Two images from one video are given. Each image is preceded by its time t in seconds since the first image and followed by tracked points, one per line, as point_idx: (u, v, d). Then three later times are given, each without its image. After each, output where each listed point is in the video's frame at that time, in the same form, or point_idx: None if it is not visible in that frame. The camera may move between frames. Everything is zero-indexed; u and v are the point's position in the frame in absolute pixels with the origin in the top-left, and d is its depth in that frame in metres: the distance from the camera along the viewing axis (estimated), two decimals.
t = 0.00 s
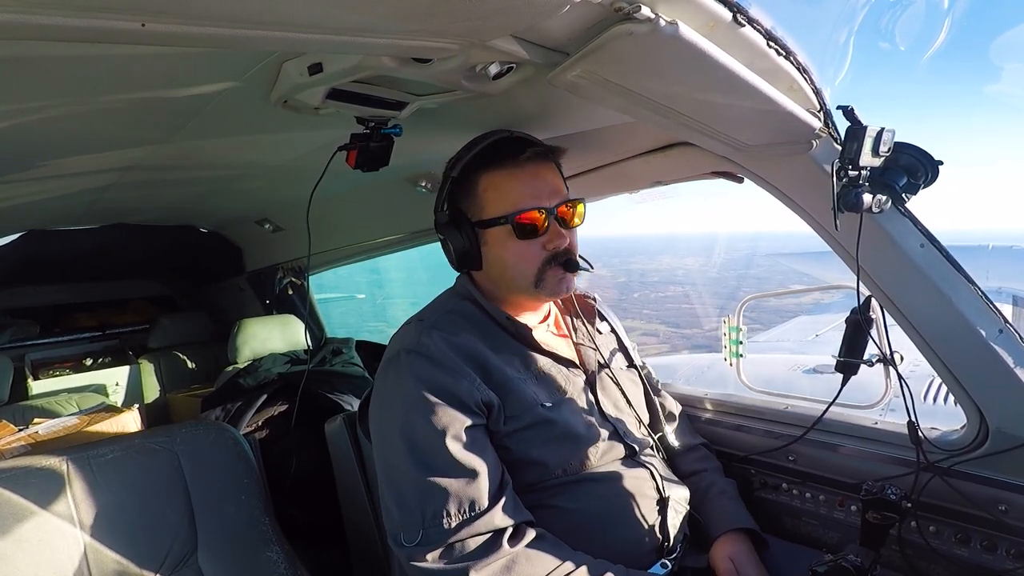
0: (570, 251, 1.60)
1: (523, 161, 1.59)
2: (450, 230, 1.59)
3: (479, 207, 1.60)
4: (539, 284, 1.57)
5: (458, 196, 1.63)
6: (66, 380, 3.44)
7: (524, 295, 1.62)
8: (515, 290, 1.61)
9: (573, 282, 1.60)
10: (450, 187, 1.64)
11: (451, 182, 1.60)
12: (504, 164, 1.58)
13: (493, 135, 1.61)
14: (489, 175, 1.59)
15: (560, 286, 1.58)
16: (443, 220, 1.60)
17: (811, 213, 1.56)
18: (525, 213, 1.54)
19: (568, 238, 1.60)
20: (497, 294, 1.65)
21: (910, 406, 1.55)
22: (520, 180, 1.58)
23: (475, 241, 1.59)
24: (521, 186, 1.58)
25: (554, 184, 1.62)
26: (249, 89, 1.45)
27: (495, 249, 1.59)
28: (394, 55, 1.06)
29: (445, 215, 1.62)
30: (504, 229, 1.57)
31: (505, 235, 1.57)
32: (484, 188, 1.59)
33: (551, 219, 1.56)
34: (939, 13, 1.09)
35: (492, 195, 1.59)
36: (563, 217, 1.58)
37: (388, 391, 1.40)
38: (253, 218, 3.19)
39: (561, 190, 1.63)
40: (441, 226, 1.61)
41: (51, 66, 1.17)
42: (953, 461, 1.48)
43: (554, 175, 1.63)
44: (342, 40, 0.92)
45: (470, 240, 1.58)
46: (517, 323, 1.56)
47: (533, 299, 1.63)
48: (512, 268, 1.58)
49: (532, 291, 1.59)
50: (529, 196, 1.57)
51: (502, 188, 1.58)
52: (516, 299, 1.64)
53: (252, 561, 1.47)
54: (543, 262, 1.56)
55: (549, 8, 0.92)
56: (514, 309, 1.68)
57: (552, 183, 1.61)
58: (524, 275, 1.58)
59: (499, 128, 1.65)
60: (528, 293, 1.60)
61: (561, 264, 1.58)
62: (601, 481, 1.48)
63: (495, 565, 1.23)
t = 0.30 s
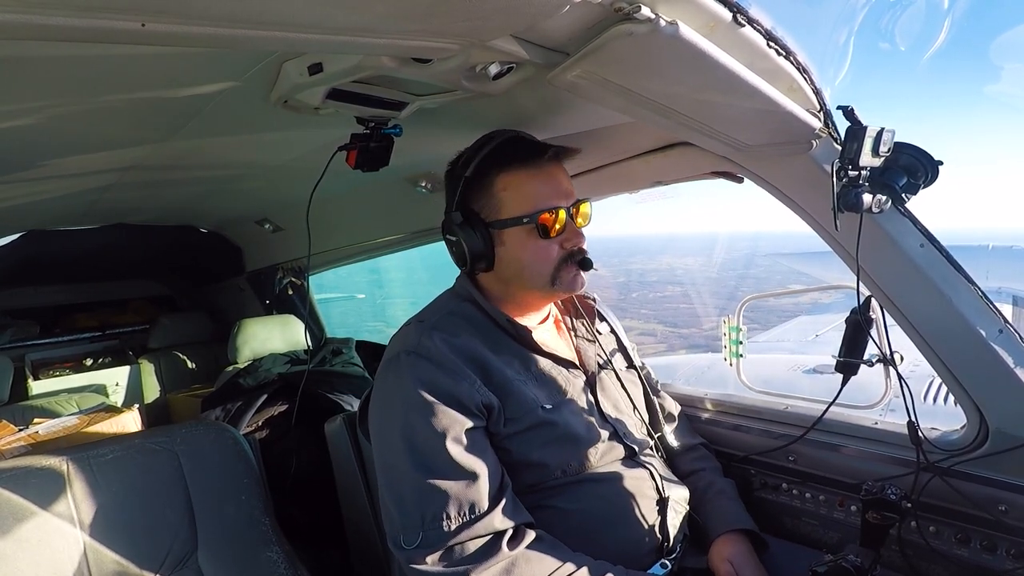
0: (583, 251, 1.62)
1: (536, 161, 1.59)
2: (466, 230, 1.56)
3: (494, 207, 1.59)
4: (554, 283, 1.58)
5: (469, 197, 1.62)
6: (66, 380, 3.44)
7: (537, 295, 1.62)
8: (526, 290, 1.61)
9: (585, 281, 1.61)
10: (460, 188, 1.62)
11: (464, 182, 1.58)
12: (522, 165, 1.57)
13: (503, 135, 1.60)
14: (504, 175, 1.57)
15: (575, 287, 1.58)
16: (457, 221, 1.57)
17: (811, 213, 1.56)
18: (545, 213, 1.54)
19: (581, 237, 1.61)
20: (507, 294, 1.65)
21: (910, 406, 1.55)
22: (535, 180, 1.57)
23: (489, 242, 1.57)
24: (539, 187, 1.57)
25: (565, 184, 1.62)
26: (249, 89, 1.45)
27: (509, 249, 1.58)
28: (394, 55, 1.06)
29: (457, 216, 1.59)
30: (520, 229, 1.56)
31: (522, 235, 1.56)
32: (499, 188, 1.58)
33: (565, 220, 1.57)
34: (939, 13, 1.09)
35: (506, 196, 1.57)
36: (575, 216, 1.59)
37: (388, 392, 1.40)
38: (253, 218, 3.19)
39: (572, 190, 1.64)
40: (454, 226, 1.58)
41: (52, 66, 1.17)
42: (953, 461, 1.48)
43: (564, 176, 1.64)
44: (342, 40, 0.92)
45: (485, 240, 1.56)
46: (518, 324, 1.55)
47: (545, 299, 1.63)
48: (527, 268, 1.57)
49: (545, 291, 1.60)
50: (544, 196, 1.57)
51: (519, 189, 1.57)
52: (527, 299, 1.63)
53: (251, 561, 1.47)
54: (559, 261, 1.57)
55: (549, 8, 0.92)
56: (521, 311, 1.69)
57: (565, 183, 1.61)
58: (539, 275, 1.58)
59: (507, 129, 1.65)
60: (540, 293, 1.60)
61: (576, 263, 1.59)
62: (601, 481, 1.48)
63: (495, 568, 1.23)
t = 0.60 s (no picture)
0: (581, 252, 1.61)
1: (536, 162, 1.58)
2: (465, 229, 1.56)
3: (493, 206, 1.59)
4: (552, 283, 1.58)
5: (469, 196, 1.62)
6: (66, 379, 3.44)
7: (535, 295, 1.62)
8: (524, 289, 1.61)
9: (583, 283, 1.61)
10: (460, 188, 1.62)
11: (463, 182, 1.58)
12: (522, 165, 1.57)
13: (504, 135, 1.60)
14: (503, 175, 1.57)
15: (573, 288, 1.58)
16: (456, 220, 1.58)
17: (811, 213, 1.56)
18: (545, 213, 1.54)
19: (580, 238, 1.61)
20: (506, 294, 1.65)
21: (910, 406, 1.55)
22: (535, 180, 1.57)
23: (488, 241, 1.57)
24: (538, 187, 1.57)
25: (566, 185, 1.62)
26: (249, 89, 1.45)
27: (508, 249, 1.58)
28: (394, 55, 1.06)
29: (456, 215, 1.59)
30: (519, 229, 1.56)
31: (520, 235, 1.56)
32: (498, 188, 1.58)
33: (564, 221, 1.57)
34: (939, 13, 1.10)
35: (506, 196, 1.57)
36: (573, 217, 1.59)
37: (388, 391, 1.40)
38: (253, 218, 3.19)
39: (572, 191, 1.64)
40: (453, 225, 1.58)
41: (52, 66, 1.17)
42: (953, 461, 1.48)
43: (565, 176, 1.63)
44: (342, 40, 0.92)
45: (484, 240, 1.56)
46: (518, 323, 1.55)
47: (543, 299, 1.63)
48: (526, 268, 1.57)
49: (544, 291, 1.60)
50: (544, 196, 1.57)
51: (519, 189, 1.57)
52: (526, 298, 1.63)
53: (251, 560, 1.47)
54: (557, 261, 1.57)
55: (549, 8, 0.92)
56: (520, 311, 1.69)
57: (565, 184, 1.61)
58: (537, 275, 1.58)
59: (508, 129, 1.65)
60: (538, 293, 1.61)
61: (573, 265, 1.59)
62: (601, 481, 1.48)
63: (496, 566, 1.23)
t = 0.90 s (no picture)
0: (580, 253, 1.61)
1: (535, 162, 1.58)
2: (463, 229, 1.56)
3: (492, 207, 1.59)
4: (550, 284, 1.58)
5: (468, 196, 1.62)
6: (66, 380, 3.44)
7: (534, 295, 1.62)
8: (523, 289, 1.61)
9: (581, 285, 1.61)
10: (459, 188, 1.62)
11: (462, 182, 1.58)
12: (520, 165, 1.57)
13: (504, 136, 1.60)
14: (502, 175, 1.57)
15: (571, 288, 1.58)
16: (454, 220, 1.58)
17: (811, 213, 1.56)
18: (544, 214, 1.54)
19: (579, 239, 1.61)
20: (505, 294, 1.65)
21: (910, 406, 1.55)
22: (534, 180, 1.57)
23: (486, 241, 1.57)
24: (537, 188, 1.57)
25: (565, 186, 1.62)
26: (249, 89, 1.45)
27: (507, 249, 1.58)
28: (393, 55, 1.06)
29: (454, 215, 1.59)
30: (517, 229, 1.56)
31: (519, 235, 1.56)
32: (497, 188, 1.58)
33: (563, 221, 1.57)
34: (939, 12, 1.10)
35: (505, 196, 1.57)
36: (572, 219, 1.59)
37: (388, 390, 1.40)
38: (253, 218, 3.19)
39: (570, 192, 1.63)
40: (451, 225, 1.59)
41: (53, 66, 1.18)
42: (953, 461, 1.48)
43: (564, 177, 1.63)
44: (342, 40, 0.92)
45: (482, 240, 1.57)
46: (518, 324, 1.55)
47: (541, 300, 1.63)
48: (524, 269, 1.57)
49: (542, 291, 1.60)
50: (542, 197, 1.57)
51: (517, 189, 1.57)
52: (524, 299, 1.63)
53: (251, 561, 1.47)
54: (556, 262, 1.57)
55: (549, 8, 0.92)
56: (519, 311, 1.68)
57: (564, 185, 1.61)
58: (535, 276, 1.58)
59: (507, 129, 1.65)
60: (537, 293, 1.61)
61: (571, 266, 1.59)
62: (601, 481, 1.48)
63: (496, 566, 1.23)
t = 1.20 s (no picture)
0: (579, 254, 1.61)
1: (535, 163, 1.58)
2: (461, 229, 1.56)
3: (491, 207, 1.59)
4: (548, 286, 1.58)
5: (467, 196, 1.62)
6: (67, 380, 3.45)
7: (533, 296, 1.61)
8: (522, 290, 1.61)
9: (579, 287, 1.60)
10: (459, 188, 1.62)
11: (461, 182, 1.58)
12: (520, 165, 1.57)
13: (504, 136, 1.60)
14: (501, 176, 1.57)
15: (569, 290, 1.58)
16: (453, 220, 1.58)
17: (812, 213, 1.56)
18: (544, 214, 1.54)
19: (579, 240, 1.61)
20: (504, 295, 1.65)
21: (911, 406, 1.55)
22: (533, 182, 1.57)
23: (485, 241, 1.58)
24: (536, 189, 1.57)
25: (565, 187, 1.62)
26: (249, 89, 1.45)
27: (506, 250, 1.58)
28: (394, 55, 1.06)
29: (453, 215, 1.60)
30: (516, 230, 1.56)
31: (518, 236, 1.56)
32: (496, 189, 1.58)
33: (562, 222, 1.57)
34: (939, 12, 1.10)
35: (504, 197, 1.57)
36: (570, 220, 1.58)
37: (388, 390, 1.40)
38: (253, 218, 3.19)
39: (570, 193, 1.63)
40: (450, 225, 1.59)
41: (54, 66, 1.18)
42: (954, 461, 1.48)
43: (564, 178, 1.63)
44: (343, 40, 0.92)
45: (481, 240, 1.57)
46: (517, 324, 1.55)
47: (540, 301, 1.63)
48: (523, 270, 1.57)
49: (540, 292, 1.59)
50: (542, 197, 1.57)
51: (516, 190, 1.57)
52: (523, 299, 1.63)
53: (252, 561, 1.47)
54: (554, 263, 1.57)
55: (549, 8, 0.92)
56: (518, 312, 1.68)
57: (564, 186, 1.61)
58: (534, 277, 1.58)
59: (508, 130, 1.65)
60: (536, 294, 1.60)
61: (570, 268, 1.59)
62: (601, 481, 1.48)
63: (495, 566, 1.23)
